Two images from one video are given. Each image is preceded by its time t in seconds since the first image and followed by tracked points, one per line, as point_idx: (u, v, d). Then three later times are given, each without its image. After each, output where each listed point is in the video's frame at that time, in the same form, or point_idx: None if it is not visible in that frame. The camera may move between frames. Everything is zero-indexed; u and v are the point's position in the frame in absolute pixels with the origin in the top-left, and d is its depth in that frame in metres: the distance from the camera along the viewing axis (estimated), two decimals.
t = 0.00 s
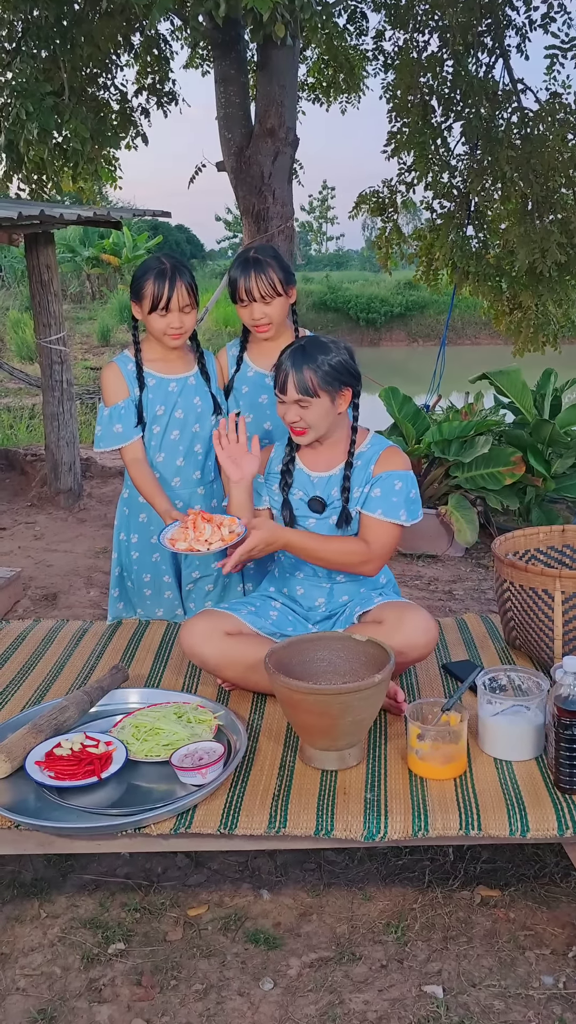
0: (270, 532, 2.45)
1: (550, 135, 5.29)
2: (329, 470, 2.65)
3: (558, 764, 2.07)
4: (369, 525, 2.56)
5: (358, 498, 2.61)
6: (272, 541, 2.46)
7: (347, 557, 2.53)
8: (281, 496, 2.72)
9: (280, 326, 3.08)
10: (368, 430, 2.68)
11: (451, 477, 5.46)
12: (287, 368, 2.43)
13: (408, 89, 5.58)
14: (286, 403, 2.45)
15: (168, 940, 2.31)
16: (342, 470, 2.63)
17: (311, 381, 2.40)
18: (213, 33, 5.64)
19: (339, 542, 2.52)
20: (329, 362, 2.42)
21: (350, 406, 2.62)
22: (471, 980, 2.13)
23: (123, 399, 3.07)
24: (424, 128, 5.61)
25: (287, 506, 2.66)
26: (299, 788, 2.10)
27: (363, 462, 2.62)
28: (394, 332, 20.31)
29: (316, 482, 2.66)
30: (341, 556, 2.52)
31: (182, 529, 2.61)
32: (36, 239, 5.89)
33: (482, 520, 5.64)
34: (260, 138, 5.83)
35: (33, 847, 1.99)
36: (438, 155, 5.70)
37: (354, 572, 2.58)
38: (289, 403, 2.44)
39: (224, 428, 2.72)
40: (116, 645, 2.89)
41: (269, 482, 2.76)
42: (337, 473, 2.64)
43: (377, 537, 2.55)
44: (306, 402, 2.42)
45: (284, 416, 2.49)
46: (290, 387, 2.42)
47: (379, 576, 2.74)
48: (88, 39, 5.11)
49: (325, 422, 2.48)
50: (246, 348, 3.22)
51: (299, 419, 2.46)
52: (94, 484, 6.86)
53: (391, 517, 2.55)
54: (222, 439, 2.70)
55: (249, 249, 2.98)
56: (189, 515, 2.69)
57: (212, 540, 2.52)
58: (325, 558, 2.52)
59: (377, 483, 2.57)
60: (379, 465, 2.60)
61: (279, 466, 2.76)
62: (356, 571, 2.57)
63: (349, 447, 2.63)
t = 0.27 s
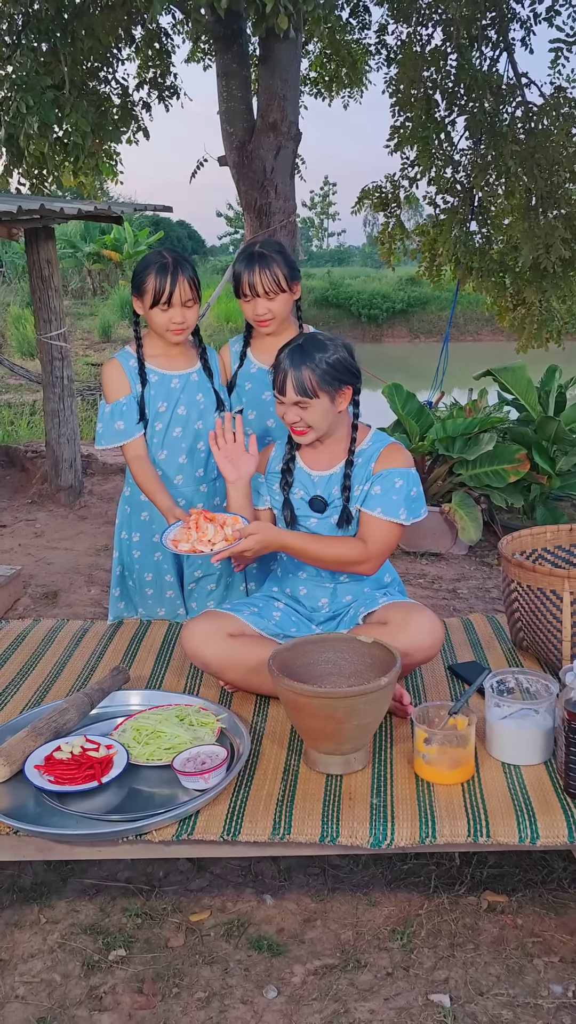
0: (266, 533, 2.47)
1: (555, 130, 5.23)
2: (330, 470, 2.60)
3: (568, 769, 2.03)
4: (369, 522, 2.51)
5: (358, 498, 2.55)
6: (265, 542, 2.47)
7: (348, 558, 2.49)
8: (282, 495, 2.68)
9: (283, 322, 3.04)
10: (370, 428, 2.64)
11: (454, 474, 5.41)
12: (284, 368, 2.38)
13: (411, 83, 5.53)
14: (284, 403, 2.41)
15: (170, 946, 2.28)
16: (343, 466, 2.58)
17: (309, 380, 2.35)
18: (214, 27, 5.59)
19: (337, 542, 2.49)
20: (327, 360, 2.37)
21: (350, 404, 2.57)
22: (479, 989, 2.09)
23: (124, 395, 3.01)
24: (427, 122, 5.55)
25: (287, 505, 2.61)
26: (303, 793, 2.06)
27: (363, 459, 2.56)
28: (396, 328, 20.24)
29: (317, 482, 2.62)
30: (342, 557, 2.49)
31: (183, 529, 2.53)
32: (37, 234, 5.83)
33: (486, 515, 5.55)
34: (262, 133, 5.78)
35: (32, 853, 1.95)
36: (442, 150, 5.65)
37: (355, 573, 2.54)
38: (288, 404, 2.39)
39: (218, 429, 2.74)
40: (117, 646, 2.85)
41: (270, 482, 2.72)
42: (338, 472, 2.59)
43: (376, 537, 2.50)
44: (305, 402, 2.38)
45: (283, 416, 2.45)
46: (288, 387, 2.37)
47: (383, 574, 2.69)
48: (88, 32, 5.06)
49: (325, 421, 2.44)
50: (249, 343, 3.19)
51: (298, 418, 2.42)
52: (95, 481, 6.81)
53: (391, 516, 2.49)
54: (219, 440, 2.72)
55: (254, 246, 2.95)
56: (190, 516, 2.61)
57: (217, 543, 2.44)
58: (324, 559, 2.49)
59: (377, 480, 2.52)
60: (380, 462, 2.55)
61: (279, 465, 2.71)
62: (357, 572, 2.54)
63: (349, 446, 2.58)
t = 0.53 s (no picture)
0: (286, 525, 2.39)
1: (556, 124, 5.17)
2: (335, 470, 2.53)
3: None
4: (378, 526, 2.46)
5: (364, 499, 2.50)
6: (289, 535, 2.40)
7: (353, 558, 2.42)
8: (285, 496, 2.61)
9: (285, 317, 2.98)
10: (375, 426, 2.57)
11: (456, 472, 5.35)
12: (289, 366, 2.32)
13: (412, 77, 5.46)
14: (290, 400, 2.35)
15: (169, 959, 2.22)
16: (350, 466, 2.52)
17: (316, 376, 2.29)
18: (213, 18, 5.51)
19: (346, 543, 2.42)
20: (334, 355, 2.31)
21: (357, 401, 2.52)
22: (486, 1004, 2.03)
23: (123, 391, 2.94)
24: (428, 116, 5.47)
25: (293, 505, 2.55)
26: (306, 803, 2.00)
27: (370, 460, 2.50)
28: (395, 324, 20.17)
29: (323, 482, 2.55)
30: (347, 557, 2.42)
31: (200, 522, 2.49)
32: (33, 229, 5.75)
33: (488, 514, 5.52)
34: (261, 126, 5.70)
35: (27, 866, 1.89)
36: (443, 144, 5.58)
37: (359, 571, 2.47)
38: (294, 401, 2.33)
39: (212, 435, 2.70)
40: (115, 648, 2.79)
41: (273, 482, 2.66)
42: (343, 472, 2.52)
43: (386, 539, 2.45)
44: (313, 398, 2.31)
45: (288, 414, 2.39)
46: (294, 384, 2.31)
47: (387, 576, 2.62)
48: (85, 23, 4.98)
49: (332, 418, 2.37)
50: (249, 340, 3.13)
51: (305, 415, 2.35)
52: (92, 478, 6.74)
53: (400, 517, 2.44)
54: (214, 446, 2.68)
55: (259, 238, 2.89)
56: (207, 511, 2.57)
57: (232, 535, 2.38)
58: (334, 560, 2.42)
59: (386, 482, 2.46)
60: (388, 463, 2.49)
61: (282, 465, 2.65)
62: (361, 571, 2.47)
63: (355, 445, 2.51)
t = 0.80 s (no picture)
0: (322, 517, 2.23)
1: (555, 118, 5.10)
2: (343, 469, 2.48)
3: None
4: (391, 529, 2.43)
5: (376, 500, 2.46)
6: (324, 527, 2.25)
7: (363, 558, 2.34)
8: (290, 496, 2.55)
9: (285, 312, 2.93)
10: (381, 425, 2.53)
11: (455, 470, 5.29)
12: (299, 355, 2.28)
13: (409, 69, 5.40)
14: (301, 390, 2.30)
15: (165, 975, 2.15)
16: (358, 464, 2.46)
17: (329, 364, 2.26)
18: (209, 9, 5.42)
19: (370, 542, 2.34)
20: (347, 343, 2.28)
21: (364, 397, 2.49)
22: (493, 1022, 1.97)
23: (113, 392, 2.84)
24: (426, 110, 5.40)
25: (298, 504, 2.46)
26: (307, 816, 1.93)
27: (380, 460, 2.46)
28: (391, 320, 20.10)
29: (328, 482, 2.49)
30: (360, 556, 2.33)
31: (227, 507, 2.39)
32: (26, 223, 5.66)
33: (487, 513, 5.50)
34: (257, 119, 5.61)
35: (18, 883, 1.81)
36: (440, 138, 5.44)
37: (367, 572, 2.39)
38: (305, 391, 2.29)
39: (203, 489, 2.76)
40: (109, 652, 2.72)
41: (275, 484, 2.59)
42: (351, 472, 2.47)
43: (403, 539, 2.42)
44: (324, 389, 2.28)
45: (298, 407, 2.33)
46: (305, 375, 2.27)
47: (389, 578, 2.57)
48: (79, 13, 4.88)
49: (343, 410, 2.33)
50: (247, 335, 3.05)
51: (316, 407, 2.30)
52: (86, 476, 6.66)
53: (414, 520, 2.41)
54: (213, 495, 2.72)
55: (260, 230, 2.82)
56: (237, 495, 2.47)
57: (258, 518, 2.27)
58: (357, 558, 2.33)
59: (398, 484, 2.43)
60: (398, 464, 2.45)
61: (285, 466, 2.58)
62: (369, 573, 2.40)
63: (363, 442, 2.46)
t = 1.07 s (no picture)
0: (354, 511, 2.14)
1: (554, 111, 5.03)
2: (346, 469, 2.45)
3: None
4: (401, 530, 2.42)
5: (383, 500, 2.44)
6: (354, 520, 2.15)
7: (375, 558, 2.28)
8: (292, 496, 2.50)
9: (289, 308, 2.86)
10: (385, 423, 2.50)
11: (455, 467, 5.23)
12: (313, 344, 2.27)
13: (406, 62, 5.30)
14: (314, 380, 2.28)
15: (162, 990, 2.08)
16: (363, 464, 2.44)
17: (344, 353, 2.26)
18: None
19: (393, 543, 2.29)
20: (361, 331, 2.30)
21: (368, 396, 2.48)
22: None
23: (97, 392, 2.81)
24: (423, 102, 5.31)
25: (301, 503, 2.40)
26: (310, 829, 1.87)
27: (386, 460, 2.44)
28: (386, 315, 20.02)
29: (332, 482, 2.45)
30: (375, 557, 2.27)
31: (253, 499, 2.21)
32: (18, 216, 5.56)
33: (487, 510, 5.44)
34: (253, 111, 5.52)
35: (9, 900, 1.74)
36: (438, 132, 5.35)
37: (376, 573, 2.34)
38: (320, 379, 2.27)
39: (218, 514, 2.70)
40: (104, 656, 2.64)
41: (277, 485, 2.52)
42: (356, 472, 2.44)
43: (416, 540, 2.42)
44: (339, 377, 2.27)
45: (309, 400, 2.30)
46: (320, 362, 2.26)
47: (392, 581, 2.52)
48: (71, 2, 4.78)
49: (353, 401, 2.33)
50: (247, 335, 2.97)
51: (328, 398, 2.28)
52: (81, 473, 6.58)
53: (425, 521, 2.40)
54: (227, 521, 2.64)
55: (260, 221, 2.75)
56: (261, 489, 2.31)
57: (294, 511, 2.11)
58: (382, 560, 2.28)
59: (406, 484, 2.42)
60: (405, 463, 2.43)
61: (286, 465, 2.53)
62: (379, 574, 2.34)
63: (370, 436, 2.46)
